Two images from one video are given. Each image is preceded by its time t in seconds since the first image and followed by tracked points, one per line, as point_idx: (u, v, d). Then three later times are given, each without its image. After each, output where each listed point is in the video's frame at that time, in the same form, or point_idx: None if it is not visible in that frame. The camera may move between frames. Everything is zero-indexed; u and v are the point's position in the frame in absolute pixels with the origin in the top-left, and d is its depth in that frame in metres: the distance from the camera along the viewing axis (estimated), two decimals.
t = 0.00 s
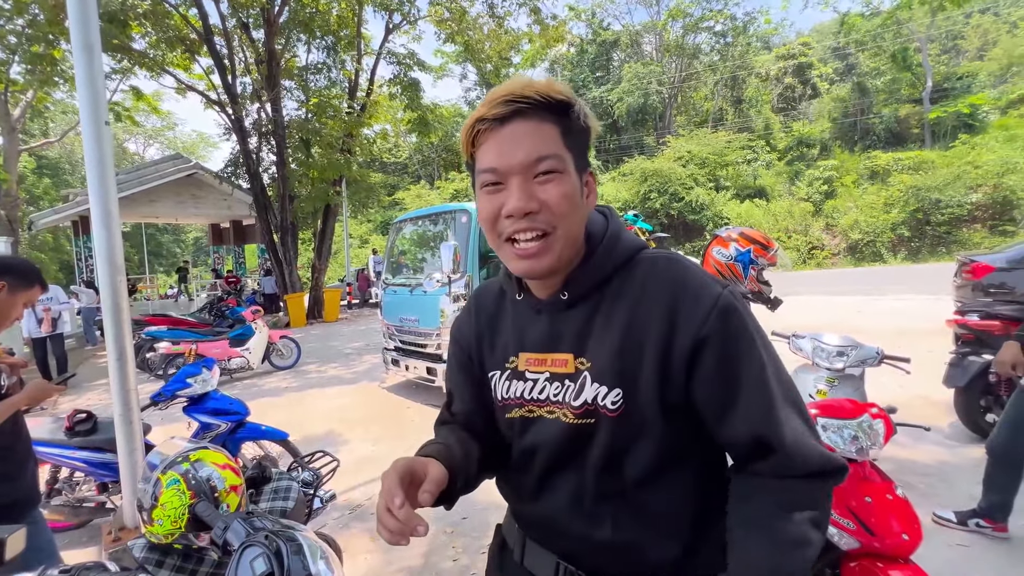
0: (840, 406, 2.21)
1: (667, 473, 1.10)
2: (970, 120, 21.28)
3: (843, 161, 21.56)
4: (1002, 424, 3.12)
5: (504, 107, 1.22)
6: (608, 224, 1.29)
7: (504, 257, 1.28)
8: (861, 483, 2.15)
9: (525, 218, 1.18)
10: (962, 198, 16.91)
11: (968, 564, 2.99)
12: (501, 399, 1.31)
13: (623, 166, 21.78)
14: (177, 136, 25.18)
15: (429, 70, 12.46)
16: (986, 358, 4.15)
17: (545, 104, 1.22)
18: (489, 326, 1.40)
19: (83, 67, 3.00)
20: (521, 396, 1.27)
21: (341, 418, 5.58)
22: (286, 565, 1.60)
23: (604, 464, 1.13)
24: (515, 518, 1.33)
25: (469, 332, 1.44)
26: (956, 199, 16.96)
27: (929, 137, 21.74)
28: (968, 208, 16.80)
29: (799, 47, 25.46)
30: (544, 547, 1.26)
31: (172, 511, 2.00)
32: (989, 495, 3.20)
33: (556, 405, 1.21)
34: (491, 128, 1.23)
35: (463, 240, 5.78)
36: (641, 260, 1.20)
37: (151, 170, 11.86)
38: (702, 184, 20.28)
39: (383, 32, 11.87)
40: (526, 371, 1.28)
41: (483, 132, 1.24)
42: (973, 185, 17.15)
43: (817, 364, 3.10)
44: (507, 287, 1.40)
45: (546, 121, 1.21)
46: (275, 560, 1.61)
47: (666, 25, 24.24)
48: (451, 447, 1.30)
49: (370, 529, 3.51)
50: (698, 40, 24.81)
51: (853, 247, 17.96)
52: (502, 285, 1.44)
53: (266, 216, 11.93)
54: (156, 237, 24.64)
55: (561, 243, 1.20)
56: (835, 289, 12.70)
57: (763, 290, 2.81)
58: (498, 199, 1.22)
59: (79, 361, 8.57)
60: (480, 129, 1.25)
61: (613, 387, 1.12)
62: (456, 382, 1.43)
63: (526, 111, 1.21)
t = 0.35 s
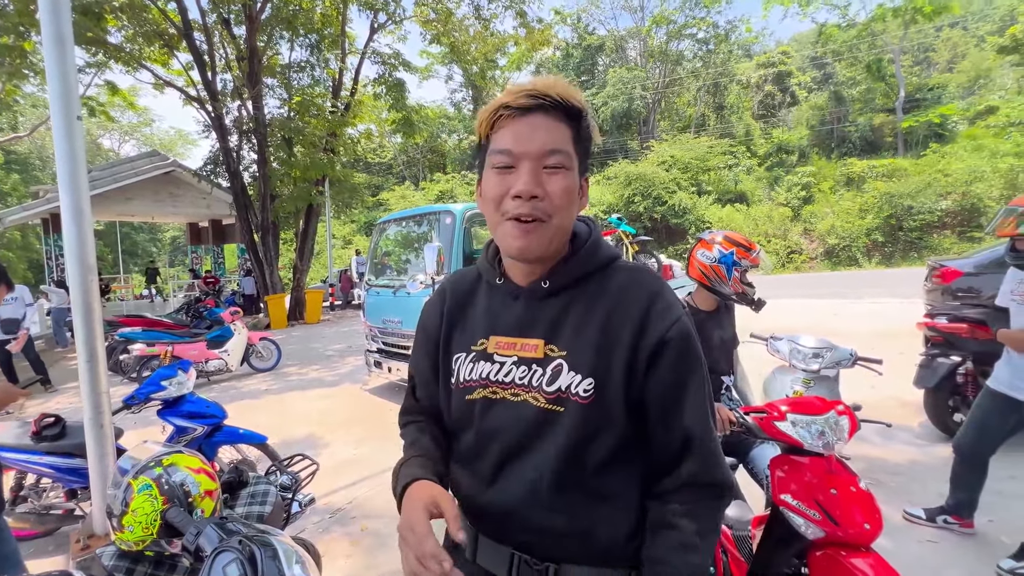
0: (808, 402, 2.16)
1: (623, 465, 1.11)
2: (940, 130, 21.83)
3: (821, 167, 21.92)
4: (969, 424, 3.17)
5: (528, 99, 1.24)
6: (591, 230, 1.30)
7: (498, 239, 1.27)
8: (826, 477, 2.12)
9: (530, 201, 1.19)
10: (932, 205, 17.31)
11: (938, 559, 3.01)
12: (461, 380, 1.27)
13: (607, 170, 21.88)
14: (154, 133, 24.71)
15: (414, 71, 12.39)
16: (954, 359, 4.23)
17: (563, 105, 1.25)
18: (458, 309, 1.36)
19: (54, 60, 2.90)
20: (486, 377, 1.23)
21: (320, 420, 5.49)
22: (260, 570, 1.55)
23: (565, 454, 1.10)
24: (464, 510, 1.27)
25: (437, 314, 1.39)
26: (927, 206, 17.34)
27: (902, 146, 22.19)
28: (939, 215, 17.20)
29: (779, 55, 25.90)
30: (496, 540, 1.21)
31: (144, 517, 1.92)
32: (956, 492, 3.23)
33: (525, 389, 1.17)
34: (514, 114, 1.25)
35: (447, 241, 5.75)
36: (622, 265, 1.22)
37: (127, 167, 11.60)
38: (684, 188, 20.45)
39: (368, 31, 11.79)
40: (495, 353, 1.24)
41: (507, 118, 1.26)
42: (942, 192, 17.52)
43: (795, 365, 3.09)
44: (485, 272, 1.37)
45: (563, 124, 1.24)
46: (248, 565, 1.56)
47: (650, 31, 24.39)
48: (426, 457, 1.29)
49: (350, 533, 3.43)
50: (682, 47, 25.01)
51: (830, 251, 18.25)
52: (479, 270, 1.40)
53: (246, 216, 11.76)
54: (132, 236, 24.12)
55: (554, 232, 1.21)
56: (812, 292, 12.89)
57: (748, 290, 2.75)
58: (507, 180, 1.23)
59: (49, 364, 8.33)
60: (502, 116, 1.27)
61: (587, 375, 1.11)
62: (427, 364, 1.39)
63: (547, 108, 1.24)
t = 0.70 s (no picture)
0: (780, 398, 2.18)
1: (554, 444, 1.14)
2: (912, 135, 22.29)
3: (799, 170, 22.21)
4: (935, 418, 3.20)
5: (499, 130, 1.27)
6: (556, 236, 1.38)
7: (475, 250, 1.35)
8: (796, 468, 2.12)
9: (513, 222, 1.25)
10: (904, 207, 17.64)
11: (909, 552, 3.02)
12: (431, 355, 1.37)
13: (590, 170, 21.94)
14: (128, 129, 24.15)
15: (396, 69, 12.26)
16: (923, 357, 4.30)
17: (524, 133, 1.29)
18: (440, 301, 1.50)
19: (18, 49, 2.78)
20: (450, 355, 1.32)
21: (298, 422, 5.39)
22: None
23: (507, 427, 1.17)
24: (426, 478, 1.35)
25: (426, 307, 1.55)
26: (899, 209, 17.64)
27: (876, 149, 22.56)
28: (910, 217, 17.53)
29: (758, 59, 26.21)
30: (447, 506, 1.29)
31: (114, 526, 1.83)
32: (924, 486, 3.24)
33: (478, 365, 1.25)
34: (486, 145, 1.27)
35: (430, 241, 5.70)
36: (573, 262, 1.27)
37: (99, 163, 11.29)
38: (667, 189, 20.56)
39: (350, 28, 11.65)
40: (460, 334, 1.33)
41: (478, 149, 1.28)
42: (914, 195, 17.82)
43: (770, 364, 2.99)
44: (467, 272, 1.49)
45: (530, 151, 1.30)
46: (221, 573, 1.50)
47: (633, 33, 24.47)
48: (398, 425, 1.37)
49: (330, 536, 3.36)
50: (664, 50, 25.11)
51: (807, 251, 18.48)
52: (463, 271, 1.52)
53: (224, 214, 11.55)
54: (105, 234, 23.52)
55: (529, 246, 1.29)
56: (790, 292, 13.03)
57: (727, 290, 2.74)
58: (490, 204, 1.27)
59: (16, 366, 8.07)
60: (464, 144, 1.29)
61: (526, 354, 1.17)
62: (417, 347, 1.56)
63: (514, 139, 1.28)
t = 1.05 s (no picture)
0: (759, 391, 2.17)
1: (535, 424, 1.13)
2: (894, 136, 22.50)
3: (784, 170, 22.36)
4: (914, 411, 3.21)
5: (499, 131, 1.23)
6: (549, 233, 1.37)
7: (470, 244, 1.33)
8: (774, 460, 2.11)
9: (512, 221, 1.22)
10: (886, 207, 17.83)
11: (890, 545, 3.03)
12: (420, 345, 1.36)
13: (579, 169, 21.95)
14: (109, 124, 23.71)
15: (385, 66, 12.16)
16: (904, 354, 4.35)
17: (528, 135, 1.26)
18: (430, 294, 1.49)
19: None
20: (439, 344, 1.31)
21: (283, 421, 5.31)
22: None
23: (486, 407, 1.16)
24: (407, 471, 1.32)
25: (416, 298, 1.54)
26: (881, 208, 17.83)
27: (858, 150, 22.74)
28: (892, 216, 17.71)
29: (745, 59, 26.39)
30: (434, 496, 1.25)
31: (89, 529, 1.76)
32: (905, 479, 3.26)
33: (466, 353, 1.25)
34: (489, 145, 1.23)
35: (418, 239, 5.66)
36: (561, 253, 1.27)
37: (78, 159, 11.06)
38: (655, 188, 20.62)
39: (338, 24, 11.53)
40: (450, 324, 1.32)
41: (476, 148, 1.25)
42: (895, 195, 17.98)
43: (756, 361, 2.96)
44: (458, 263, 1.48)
45: (530, 151, 1.26)
46: None
47: (622, 32, 24.49)
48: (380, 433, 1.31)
49: (316, 538, 3.30)
50: (652, 49, 25.14)
51: (793, 250, 18.60)
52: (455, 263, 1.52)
53: (208, 212, 11.40)
54: (84, 231, 23.06)
55: (524, 244, 1.27)
56: (775, 291, 13.11)
57: (709, 285, 2.71)
58: (490, 201, 1.23)
59: None
60: (464, 143, 1.27)
61: (515, 343, 1.18)
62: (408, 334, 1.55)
63: (518, 141, 1.25)
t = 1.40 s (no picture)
0: (751, 388, 2.19)
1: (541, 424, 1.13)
2: (886, 136, 22.57)
3: (778, 168, 22.42)
4: (906, 406, 3.23)
5: (480, 130, 1.20)
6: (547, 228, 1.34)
7: (464, 246, 1.32)
8: (767, 456, 2.12)
9: (495, 224, 1.21)
10: (878, 205, 17.94)
11: (883, 539, 3.05)
12: (424, 344, 1.37)
13: (574, 167, 21.95)
14: (99, 120, 23.48)
15: (379, 62, 12.11)
16: (896, 351, 4.37)
17: (513, 132, 1.23)
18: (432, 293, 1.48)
19: None
20: (441, 344, 1.32)
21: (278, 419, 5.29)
22: None
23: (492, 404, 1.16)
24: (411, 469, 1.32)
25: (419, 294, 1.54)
26: (873, 206, 17.94)
27: (850, 148, 22.80)
28: (884, 215, 17.82)
29: (739, 58, 26.44)
30: (440, 492, 1.25)
31: (90, 529, 1.74)
32: (897, 474, 3.28)
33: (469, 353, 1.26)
34: (466, 147, 1.21)
35: (413, 237, 5.65)
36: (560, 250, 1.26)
37: (68, 155, 10.95)
38: (649, 186, 20.66)
39: (332, 20, 11.47)
40: (453, 323, 1.32)
41: (459, 151, 1.22)
42: (887, 194, 18.05)
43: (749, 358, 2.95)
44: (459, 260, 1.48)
45: (514, 148, 1.22)
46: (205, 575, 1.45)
47: (617, 30, 24.46)
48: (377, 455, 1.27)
49: (314, 536, 3.30)
50: (647, 47, 25.12)
51: (786, 248, 18.65)
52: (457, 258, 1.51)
53: (201, 209, 11.33)
54: (74, 229, 22.84)
55: (513, 244, 1.26)
56: (768, 288, 13.16)
57: (698, 284, 2.72)
58: (472, 205, 1.22)
59: None
60: (451, 147, 1.24)
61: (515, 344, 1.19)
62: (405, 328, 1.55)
63: (501, 139, 1.21)
